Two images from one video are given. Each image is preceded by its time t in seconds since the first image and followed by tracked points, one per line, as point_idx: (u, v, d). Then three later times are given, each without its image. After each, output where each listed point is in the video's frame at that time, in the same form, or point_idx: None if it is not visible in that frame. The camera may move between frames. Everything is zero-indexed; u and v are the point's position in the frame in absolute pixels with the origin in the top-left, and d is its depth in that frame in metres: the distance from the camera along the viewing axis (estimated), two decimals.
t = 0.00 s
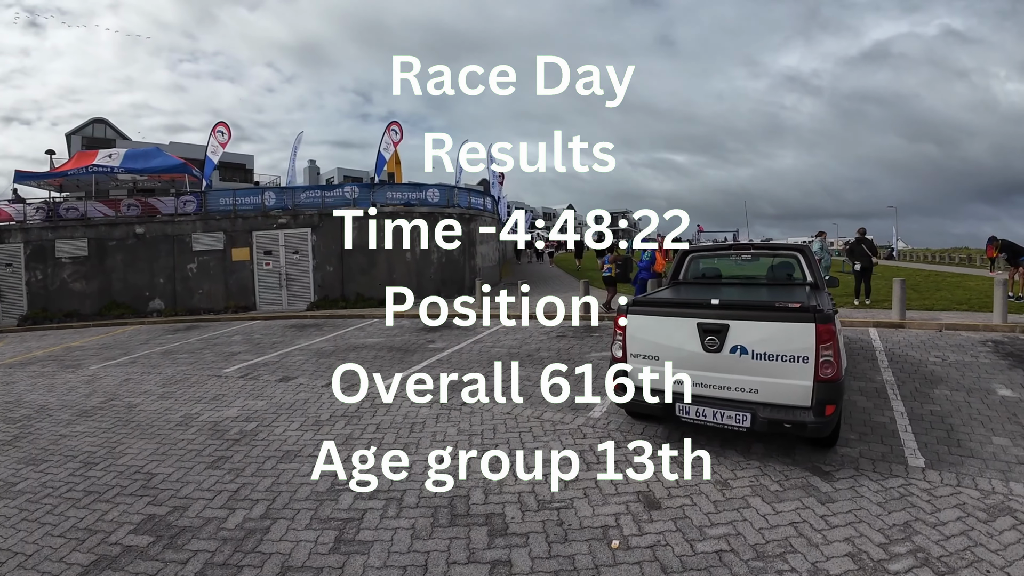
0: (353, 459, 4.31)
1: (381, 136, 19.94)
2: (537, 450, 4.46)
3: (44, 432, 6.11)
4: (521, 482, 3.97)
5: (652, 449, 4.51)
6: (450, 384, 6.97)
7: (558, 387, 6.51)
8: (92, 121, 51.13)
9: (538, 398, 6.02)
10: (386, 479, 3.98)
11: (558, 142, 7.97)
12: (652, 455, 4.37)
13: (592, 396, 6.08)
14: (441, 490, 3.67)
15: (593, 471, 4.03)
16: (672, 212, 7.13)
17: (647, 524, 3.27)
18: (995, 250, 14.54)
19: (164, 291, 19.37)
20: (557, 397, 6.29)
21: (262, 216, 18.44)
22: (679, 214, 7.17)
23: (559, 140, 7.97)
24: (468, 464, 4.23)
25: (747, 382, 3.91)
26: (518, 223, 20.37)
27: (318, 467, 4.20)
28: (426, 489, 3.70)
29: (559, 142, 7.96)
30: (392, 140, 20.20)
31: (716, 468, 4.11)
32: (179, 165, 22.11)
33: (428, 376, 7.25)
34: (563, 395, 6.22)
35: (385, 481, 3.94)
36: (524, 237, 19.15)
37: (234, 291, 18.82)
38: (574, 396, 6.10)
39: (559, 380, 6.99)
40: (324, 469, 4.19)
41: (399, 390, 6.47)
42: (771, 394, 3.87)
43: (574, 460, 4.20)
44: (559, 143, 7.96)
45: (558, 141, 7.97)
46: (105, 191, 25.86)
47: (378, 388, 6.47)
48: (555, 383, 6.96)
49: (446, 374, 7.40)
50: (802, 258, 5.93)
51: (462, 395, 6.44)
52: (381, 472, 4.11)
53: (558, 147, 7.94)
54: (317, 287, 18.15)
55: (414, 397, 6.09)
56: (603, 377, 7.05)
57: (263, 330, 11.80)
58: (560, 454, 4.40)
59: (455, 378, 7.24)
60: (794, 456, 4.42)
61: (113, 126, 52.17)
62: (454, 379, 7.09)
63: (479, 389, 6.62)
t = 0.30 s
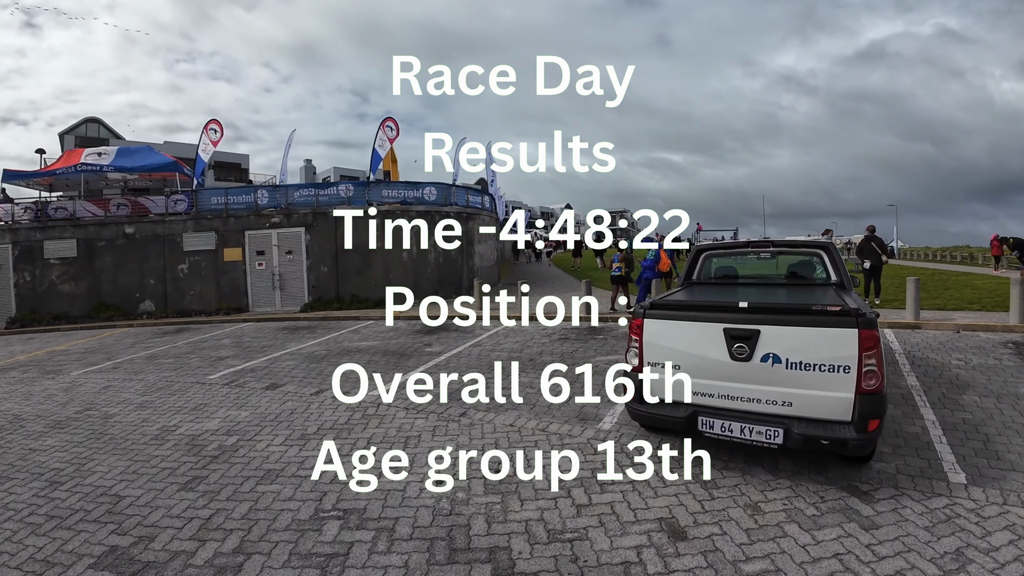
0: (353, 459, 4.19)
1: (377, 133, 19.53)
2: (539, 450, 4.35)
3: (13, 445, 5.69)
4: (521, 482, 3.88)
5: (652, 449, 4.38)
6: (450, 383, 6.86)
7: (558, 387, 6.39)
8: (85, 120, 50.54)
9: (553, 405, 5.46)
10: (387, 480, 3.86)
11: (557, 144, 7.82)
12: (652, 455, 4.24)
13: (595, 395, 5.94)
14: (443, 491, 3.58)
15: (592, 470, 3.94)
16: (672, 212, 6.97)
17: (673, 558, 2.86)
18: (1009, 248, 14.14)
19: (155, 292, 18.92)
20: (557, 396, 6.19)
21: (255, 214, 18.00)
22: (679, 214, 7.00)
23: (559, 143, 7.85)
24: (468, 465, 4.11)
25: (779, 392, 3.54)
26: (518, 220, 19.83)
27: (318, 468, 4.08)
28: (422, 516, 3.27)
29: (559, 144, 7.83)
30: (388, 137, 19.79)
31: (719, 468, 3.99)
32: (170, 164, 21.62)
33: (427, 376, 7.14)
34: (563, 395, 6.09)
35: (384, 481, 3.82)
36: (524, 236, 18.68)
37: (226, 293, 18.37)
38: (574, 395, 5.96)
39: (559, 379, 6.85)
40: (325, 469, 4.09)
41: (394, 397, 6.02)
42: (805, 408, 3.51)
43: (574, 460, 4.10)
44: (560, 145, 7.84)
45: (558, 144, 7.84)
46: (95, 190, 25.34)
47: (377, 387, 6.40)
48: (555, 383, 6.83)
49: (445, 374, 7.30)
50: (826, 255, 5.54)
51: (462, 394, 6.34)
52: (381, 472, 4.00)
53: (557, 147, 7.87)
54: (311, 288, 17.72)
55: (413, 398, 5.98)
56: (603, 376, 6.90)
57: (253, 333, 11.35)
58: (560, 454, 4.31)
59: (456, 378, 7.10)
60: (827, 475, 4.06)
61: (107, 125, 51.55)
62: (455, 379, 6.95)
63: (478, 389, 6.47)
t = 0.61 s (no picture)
0: (354, 459, 4.21)
1: (374, 132, 19.18)
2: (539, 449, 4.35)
3: None
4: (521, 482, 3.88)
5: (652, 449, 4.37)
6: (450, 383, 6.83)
7: (558, 387, 6.39)
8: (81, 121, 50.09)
9: (559, 418, 5.08)
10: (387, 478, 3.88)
11: (558, 142, 7.78)
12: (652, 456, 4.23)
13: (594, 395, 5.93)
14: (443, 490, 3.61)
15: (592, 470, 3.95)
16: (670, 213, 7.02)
17: None
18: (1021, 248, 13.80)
19: (148, 295, 18.54)
20: (557, 396, 6.20)
21: (249, 215, 17.61)
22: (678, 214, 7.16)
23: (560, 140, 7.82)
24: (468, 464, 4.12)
25: (817, 410, 3.22)
26: (518, 220, 19.35)
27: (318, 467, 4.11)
28: (418, 554, 2.90)
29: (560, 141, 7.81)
30: (385, 136, 19.42)
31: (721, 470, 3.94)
32: (162, 164, 21.20)
33: (428, 376, 7.13)
34: (563, 395, 6.09)
35: (385, 481, 3.82)
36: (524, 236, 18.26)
37: (219, 296, 18.00)
38: (574, 395, 5.94)
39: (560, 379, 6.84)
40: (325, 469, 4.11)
41: (386, 403, 5.64)
42: (847, 429, 3.20)
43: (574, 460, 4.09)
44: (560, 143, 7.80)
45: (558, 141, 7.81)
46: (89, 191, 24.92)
47: (378, 387, 6.41)
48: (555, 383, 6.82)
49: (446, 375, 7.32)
50: (853, 257, 5.20)
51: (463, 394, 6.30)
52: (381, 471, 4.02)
53: (557, 146, 7.78)
54: (306, 291, 17.34)
55: (414, 398, 5.97)
56: (603, 376, 6.89)
57: (245, 338, 10.96)
58: (560, 454, 4.31)
59: (456, 378, 7.14)
60: (864, 502, 3.71)
61: (103, 126, 51.12)
62: (454, 379, 6.99)
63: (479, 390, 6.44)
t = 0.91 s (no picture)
0: (353, 459, 4.16)
1: (372, 130, 18.80)
2: (537, 449, 4.27)
3: None
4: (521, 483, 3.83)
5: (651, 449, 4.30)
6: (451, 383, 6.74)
7: (558, 387, 6.37)
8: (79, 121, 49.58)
9: (570, 431, 4.69)
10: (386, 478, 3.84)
11: (557, 140, 7.85)
12: (652, 455, 4.16)
13: (592, 395, 5.91)
14: (442, 491, 3.54)
15: (590, 469, 3.91)
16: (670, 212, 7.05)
17: None
18: None
19: (141, 298, 18.16)
20: (556, 396, 6.13)
21: (244, 215, 17.25)
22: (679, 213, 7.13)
23: (559, 141, 7.89)
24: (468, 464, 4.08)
25: (867, 427, 2.88)
26: (518, 220, 18.85)
27: (318, 468, 4.06)
28: None
29: (559, 141, 7.87)
30: (384, 134, 19.05)
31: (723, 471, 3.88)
32: (156, 164, 20.80)
33: (428, 376, 7.08)
34: (563, 395, 6.03)
35: (385, 481, 3.79)
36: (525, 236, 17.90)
37: (214, 298, 17.63)
38: (574, 395, 5.91)
39: (560, 379, 6.79)
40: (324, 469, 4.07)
41: (384, 414, 5.26)
42: (902, 449, 2.86)
43: (574, 460, 4.05)
44: (559, 142, 7.88)
45: (558, 142, 7.88)
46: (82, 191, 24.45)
47: (377, 387, 6.33)
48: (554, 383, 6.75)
49: (446, 374, 7.26)
50: (887, 257, 4.85)
51: (462, 395, 6.21)
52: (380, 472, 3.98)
53: (558, 147, 7.88)
54: (303, 293, 16.96)
55: (414, 397, 5.92)
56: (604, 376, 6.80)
57: (239, 342, 10.59)
58: (560, 454, 4.24)
59: (455, 378, 7.06)
60: (912, 526, 3.34)
61: (99, 125, 50.55)
62: (454, 379, 6.88)
63: (479, 389, 6.39)
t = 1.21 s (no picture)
0: (353, 459, 4.17)
1: (370, 128, 18.39)
2: (536, 449, 4.26)
3: None
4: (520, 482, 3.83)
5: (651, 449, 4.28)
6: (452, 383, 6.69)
7: (557, 387, 6.27)
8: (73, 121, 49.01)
9: (584, 448, 4.31)
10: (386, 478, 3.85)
11: (557, 139, 7.94)
12: (652, 455, 4.14)
13: (591, 395, 5.88)
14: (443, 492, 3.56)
15: (590, 469, 3.90)
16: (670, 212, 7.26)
17: None
18: None
19: (132, 301, 17.72)
20: (557, 396, 6.01)
21: (237, 216, 16.84)
22: (678, 213, 7.42)
23: (559, 141, 7.94)
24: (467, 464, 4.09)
25: (933, 453, 2.52)
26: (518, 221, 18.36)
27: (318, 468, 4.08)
28: None
29: (559, 139, 7.94)
30: (382, 133, 18.64)
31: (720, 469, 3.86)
32: (148, 164, 20.38)
33: (429, 376, 7.05)
34: (562, 394, 5.96)
35: (385, 481, 3.80)
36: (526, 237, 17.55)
37: (207, 301, 17.21)
38: (573, 395, 5.90)
39: (560, 379, 6.73)
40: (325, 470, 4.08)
41: (382, 429, 4.89)
42: (970, 477, 2.51)
43: (574, 459, 4.04)
44: (559, 141, 7.94)
45: (558, 140, 7.94)
46: (73, 191, 23.96)
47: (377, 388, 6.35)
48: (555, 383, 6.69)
49: (445, 375, 7.20)
50: (925, 259, 4.51)
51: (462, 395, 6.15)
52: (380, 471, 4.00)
53: (558, 147, 7.88)
54: (298, 296, 16.57)
55: (414, 397, 5.97)
56: (604, 376, 6.72)
57: (231, 347, 10.19)
58: (560, 454, 4.22)
59: (456, 378, 7.00)
60: (965, 554, 2.96)
61: (92, 126, 49.95)
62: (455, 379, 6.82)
63: (478, 390, 6.34)
